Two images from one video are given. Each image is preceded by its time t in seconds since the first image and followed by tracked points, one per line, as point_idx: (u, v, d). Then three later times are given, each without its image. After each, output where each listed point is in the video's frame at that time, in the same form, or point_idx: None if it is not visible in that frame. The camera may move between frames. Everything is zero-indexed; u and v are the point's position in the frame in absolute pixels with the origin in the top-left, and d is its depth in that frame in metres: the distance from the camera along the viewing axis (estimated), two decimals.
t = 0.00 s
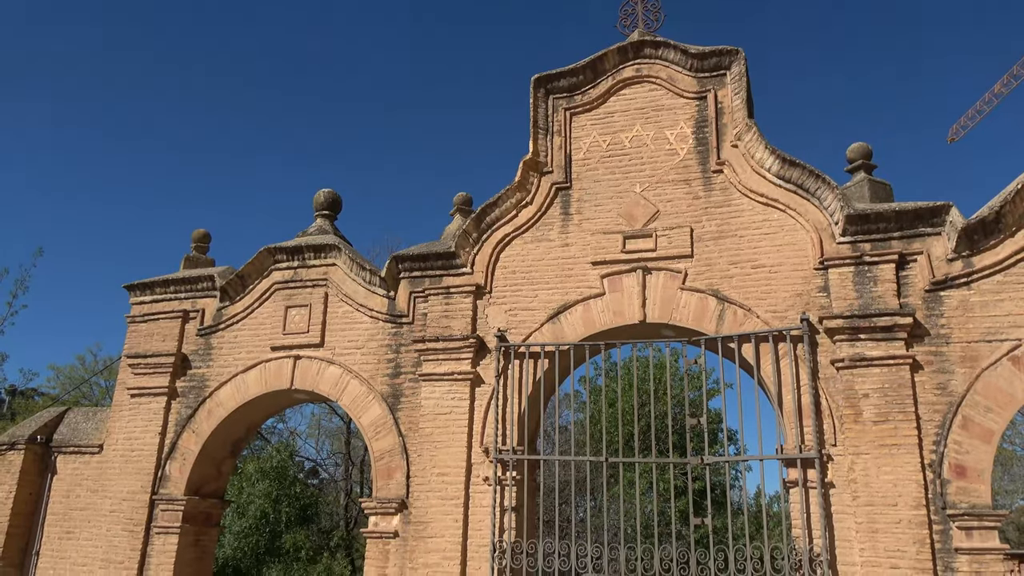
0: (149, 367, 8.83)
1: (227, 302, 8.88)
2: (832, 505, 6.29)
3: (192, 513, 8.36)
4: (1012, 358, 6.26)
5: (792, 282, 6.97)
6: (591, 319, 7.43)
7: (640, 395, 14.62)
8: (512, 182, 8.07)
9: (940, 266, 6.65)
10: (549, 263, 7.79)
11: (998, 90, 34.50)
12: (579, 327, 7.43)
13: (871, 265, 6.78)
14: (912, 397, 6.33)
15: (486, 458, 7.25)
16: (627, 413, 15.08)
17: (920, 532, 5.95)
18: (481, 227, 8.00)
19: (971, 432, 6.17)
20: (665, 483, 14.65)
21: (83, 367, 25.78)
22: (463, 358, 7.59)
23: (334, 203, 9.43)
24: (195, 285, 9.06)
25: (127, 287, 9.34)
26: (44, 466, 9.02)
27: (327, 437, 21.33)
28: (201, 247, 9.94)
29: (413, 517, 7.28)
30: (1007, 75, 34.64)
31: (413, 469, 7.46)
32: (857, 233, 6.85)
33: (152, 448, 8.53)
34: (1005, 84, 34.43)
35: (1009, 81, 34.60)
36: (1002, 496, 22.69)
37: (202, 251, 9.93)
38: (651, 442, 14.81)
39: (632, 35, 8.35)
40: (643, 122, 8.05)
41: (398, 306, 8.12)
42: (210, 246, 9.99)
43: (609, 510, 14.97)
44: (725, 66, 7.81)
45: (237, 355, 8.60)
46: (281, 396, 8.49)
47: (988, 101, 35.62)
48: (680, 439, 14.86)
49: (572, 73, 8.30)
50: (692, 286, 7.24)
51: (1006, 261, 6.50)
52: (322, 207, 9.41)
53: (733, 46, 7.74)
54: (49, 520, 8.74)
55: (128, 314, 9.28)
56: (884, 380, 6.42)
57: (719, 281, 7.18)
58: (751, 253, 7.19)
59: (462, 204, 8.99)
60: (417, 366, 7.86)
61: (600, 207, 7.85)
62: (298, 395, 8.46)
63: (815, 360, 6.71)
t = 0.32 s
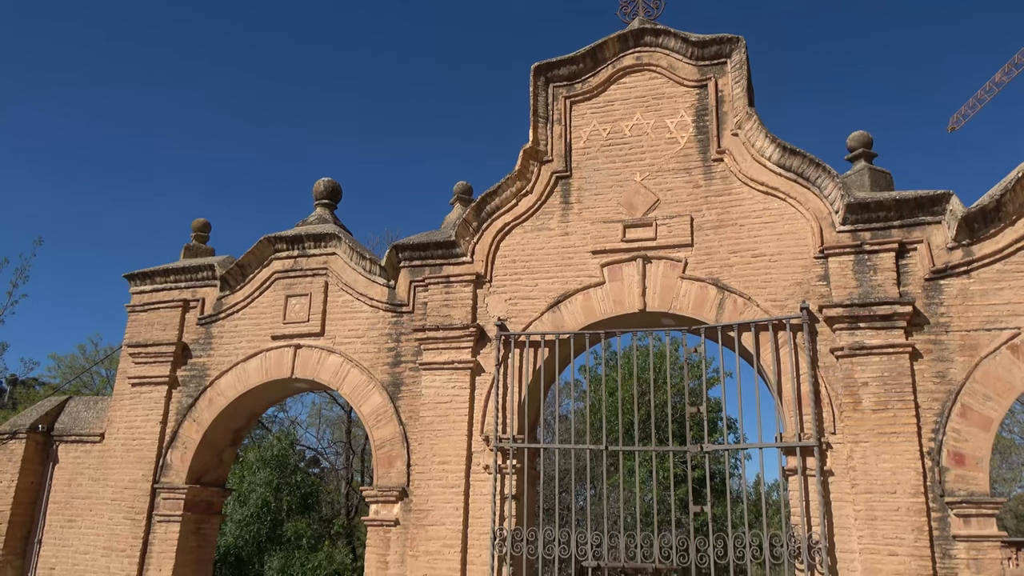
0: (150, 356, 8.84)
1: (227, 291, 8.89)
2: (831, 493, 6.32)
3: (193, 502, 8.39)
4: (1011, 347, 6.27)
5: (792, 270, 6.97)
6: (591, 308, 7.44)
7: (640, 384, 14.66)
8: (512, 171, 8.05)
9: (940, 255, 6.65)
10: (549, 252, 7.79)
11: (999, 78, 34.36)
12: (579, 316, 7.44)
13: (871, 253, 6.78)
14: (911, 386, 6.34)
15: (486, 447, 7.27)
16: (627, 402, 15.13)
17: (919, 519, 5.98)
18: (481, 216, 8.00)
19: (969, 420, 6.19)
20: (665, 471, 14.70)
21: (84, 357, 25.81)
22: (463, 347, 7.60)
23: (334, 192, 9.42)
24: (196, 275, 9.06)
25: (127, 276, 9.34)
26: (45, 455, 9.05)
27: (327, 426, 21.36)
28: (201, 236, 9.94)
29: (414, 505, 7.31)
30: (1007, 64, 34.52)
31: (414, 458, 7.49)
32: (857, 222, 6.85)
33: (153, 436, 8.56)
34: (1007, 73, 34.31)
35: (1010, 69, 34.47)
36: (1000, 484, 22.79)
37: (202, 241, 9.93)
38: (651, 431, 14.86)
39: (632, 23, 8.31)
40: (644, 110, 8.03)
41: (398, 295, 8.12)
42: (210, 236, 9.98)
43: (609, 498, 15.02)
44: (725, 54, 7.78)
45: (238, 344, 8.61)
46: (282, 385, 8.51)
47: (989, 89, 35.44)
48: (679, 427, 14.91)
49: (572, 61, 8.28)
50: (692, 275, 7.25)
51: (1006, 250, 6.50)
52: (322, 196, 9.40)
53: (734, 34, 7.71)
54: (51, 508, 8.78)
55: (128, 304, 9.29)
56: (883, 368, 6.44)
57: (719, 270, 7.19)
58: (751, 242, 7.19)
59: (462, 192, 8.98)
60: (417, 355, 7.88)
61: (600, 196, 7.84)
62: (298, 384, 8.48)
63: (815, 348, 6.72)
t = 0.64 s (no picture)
0: (151, 345, 8.86)
1: (228, 279, 8.89)
2: (829, 479, 6.35)
3: (195, 490, 8.42)
4: (1010, 334, 6.29)
5: (792, 258, 6.98)
6: (591, 296, 7.45)
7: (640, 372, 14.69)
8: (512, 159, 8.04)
9: (939, 243, 6.66)
10: (549, 240, 7.79)
11: (999, 66, 34.18)
12: (579, 304, 7.45)
13: (871, 241, 6.78)
14: (910, 373, 6.37)
15: (487, 434, 7.30)
16: (627, 390, 15.17)
17: (916, 505, 6.02)
18: (481, 204, 8.00)
19: (967, 407, 6.21)
20: (664, 459, 14.77)
21: (84, 346, 25.83)
22: (463, 335, 7.62)
23: (334, 180, 9.41)
24: (196, 263, 9.06)
25: (127, 265, 9.35)
26: (46, 443, 9.09)
27: (328, 414, 21.41)
28: (201, 224, 9.93)
29: (415, 492, 7.35)
30: (1009, 51, 34.40)
31: (414, 446, 7.53)
32: (857, 209, 6.85)
33: (154, 425, 8.59)
34: (1008, 61, 34.19)
35: (1012, 57, 34.32)
36: (998, 472, 22.91)
37: (201, 229, 9.92)
38: (651, 419, 14.90)
39: (633, 10, 8.27)
40: (644, 98, 8.01)
41: (399, 284, 8.13)
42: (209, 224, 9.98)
43: (609, 486, 15.08)
44: (726, 41, 7.75)
45: (238, 332, 8.63)
46: (283, 374, 8.53)
47: (989, 78, 35.25)
48: (679, 415, 14.96)
49: (573, 49, 8.25)
50: (692, 263, 7.25)
51: (1006, 237, 6.51)
52: (322, 184, 9.38)
53: (734, 21, 7.68)
54: (53, 496, 8.82)
55: (128, 292, 9.29)
56: (882, 355, 6.46)
57: (719, 258, 7.19)
58: (751, 230, 7.20)
59: (462, 180, 8.95)
60: (418, 343, 7.89)
61: (601, 184, 7.84)
62: (298, 372, 8.49)
63: (815, 336, 6.73)
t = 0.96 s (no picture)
0: (152, 332, 8.88)
1: (228, 267, 8.89)
2: (828, 465, 6.38)
3: (197, 476, 8.46)
4: (1009, 321, 6.30)
5: (792, 245, 6.98)
6: (591, 283, 7.46)
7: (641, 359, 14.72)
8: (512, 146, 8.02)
9: (939, 230, 6.66)
10: (549, 227, 7.79)
11: (1002, 52, 33.95)
12: (579, 292, 7.46)
13: (871, 228, 6.78)
14: (909, 359, 6.39)
15: (487, 421, 7.33)
16: (627, 377, 15.21)
17: (915, 491, 6.05)
18: (481, 192, 7.98)
19: (966, 393, 6.23)
20: (664, 446, 14.82)
21: (85, 333, 25.87)
22: (464, 323, 7.63)
23: (334, 167, 9.39)
24: (196, 251, 9.06)
25: (127, 253, 9.35)
26: (48, 431, 9.13)
27: (329, 401, 21.46)
28: (201, 212, 9.92)
29: (416, 479, 7.39)
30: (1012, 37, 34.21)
31: (415, 432, 7.56)
32: (858, 196, 6.85)
33: (156, 412, 8.62)
34: (1011, 46, 34.00)
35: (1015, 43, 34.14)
36: (997, 458, 23.07)
37: (201, 216, 9.91)
38: (651, 406, 14.94)
39: None
40: (645, 84, 7.98)
41: (399, 271, 8.13)
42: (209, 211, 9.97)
43: (609, 473, 15.15)
44: (727, 27, 7.72)
45: (239, 319, 8.64)
46: (284, 361, 8.55)
47: (991, 64, 35.04)
48: (679, 402, 15.00)
49: (574, 35, 8.21)
50: (692, 250, 7.26)
51: (1006, 224, 6.50)
52: (322, 171, 9.37)
53: (736, 7, 7.64)
54: (55, 483, 8.86)
55: (129, 280, 9.31)
56: (881, 342, 6.48)
57: (719, 245, 7.19)
58: (752, 217, 7.19)
59: (462, 167, 8.93)
60: (419, 330, 7.91)
61: (601, 171, 7.82)
62: (299, 359, 8.51)
63: (814, 322, 6.75)
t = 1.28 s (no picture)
0: (153, 319, 8.90)
1: (229, 254, 8.89)
2: (828, 451, 6.40)
3: (199, 462, 8.50)
4: (1010, 307, 6.29)
5: (793, 231, 6.96)
6: (592, 270, 7.45)
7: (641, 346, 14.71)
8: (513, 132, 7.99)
9: (941, 216, 6.64)
10: (550, 213, 7.77)
11: (1007, 38, 33.64)
12: (580, 279, 7.46)
13: (873, 214, 6.76)
14: (910, 345, 6.39)
15: (488, 407, 7.35)
16: (628, 364, 15.23)
17: (914, 476, 6.08)
18: (481, 178, 7.96)
19: (966, 379, 6.24)
20: (664, 432, 14.87)
21: (87, 320, 25.94)
22: (465, 309, 7.63)
23: (334, 154, 9.36)
24: (197, 237, 9.06)
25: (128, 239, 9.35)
26: (51, 417, 9.16)
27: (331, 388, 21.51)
28: (201, 198, 9.91)
29: (417, 465, 7.42)
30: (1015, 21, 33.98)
31: (416, 418, 7.58)
32: (860, 182, 6.82)
33: (158, 398, 8.65)
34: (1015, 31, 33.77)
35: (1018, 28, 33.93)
36: (997, 445, 23.20)
37: (202, 203, 9.90)
38: (651, 393, 14.97)
39: None
40: (647, 70, 7.94)
41: (400, 258, 8.13)
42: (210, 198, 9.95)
43: (609, 459, 15.20)
44: (730, 12, 7.67)
45: (240, 306, 8.65)
46: (285, 347, 8.57)
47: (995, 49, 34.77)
48: (679, 389, 15.03)
49: (575, 19, 8.16)
50: (693, 237, 7.25)
51: (1008, 210, 6.49)
52: (322, 158, 9.34)
53: None
54: (59, 469, 8.91)
55: (130, 267, 9.31)
56: (882, 328, 6.48)
57: (720, 232, 7.18)
58: (753, 203, 7.18)
59: (462, 153, 8.89)
60: (420, 316, 7.91)
61: (602, 157, 7.80)
62: (301, 346, 8.52)
63: (815, 309, 6.74)
